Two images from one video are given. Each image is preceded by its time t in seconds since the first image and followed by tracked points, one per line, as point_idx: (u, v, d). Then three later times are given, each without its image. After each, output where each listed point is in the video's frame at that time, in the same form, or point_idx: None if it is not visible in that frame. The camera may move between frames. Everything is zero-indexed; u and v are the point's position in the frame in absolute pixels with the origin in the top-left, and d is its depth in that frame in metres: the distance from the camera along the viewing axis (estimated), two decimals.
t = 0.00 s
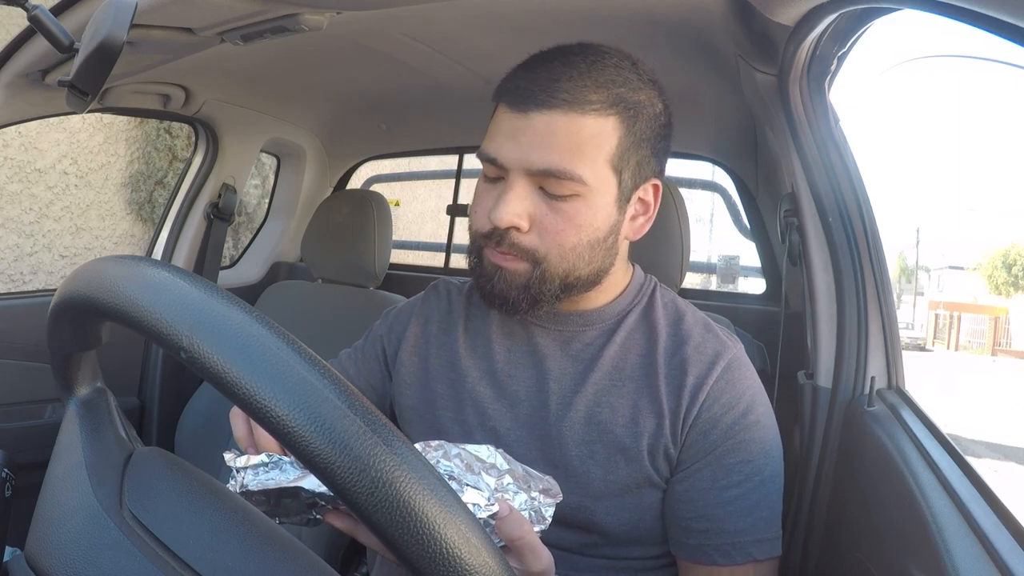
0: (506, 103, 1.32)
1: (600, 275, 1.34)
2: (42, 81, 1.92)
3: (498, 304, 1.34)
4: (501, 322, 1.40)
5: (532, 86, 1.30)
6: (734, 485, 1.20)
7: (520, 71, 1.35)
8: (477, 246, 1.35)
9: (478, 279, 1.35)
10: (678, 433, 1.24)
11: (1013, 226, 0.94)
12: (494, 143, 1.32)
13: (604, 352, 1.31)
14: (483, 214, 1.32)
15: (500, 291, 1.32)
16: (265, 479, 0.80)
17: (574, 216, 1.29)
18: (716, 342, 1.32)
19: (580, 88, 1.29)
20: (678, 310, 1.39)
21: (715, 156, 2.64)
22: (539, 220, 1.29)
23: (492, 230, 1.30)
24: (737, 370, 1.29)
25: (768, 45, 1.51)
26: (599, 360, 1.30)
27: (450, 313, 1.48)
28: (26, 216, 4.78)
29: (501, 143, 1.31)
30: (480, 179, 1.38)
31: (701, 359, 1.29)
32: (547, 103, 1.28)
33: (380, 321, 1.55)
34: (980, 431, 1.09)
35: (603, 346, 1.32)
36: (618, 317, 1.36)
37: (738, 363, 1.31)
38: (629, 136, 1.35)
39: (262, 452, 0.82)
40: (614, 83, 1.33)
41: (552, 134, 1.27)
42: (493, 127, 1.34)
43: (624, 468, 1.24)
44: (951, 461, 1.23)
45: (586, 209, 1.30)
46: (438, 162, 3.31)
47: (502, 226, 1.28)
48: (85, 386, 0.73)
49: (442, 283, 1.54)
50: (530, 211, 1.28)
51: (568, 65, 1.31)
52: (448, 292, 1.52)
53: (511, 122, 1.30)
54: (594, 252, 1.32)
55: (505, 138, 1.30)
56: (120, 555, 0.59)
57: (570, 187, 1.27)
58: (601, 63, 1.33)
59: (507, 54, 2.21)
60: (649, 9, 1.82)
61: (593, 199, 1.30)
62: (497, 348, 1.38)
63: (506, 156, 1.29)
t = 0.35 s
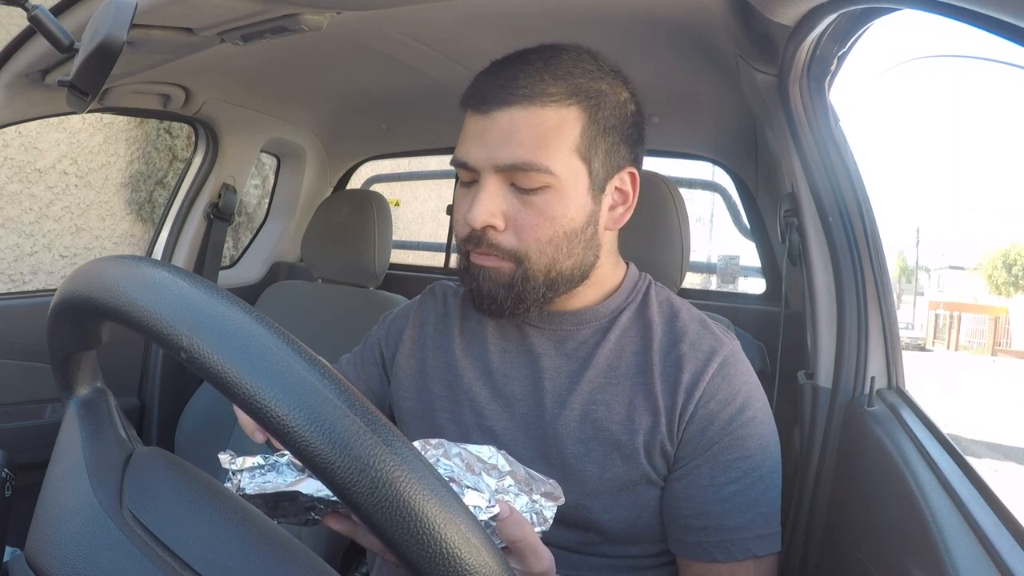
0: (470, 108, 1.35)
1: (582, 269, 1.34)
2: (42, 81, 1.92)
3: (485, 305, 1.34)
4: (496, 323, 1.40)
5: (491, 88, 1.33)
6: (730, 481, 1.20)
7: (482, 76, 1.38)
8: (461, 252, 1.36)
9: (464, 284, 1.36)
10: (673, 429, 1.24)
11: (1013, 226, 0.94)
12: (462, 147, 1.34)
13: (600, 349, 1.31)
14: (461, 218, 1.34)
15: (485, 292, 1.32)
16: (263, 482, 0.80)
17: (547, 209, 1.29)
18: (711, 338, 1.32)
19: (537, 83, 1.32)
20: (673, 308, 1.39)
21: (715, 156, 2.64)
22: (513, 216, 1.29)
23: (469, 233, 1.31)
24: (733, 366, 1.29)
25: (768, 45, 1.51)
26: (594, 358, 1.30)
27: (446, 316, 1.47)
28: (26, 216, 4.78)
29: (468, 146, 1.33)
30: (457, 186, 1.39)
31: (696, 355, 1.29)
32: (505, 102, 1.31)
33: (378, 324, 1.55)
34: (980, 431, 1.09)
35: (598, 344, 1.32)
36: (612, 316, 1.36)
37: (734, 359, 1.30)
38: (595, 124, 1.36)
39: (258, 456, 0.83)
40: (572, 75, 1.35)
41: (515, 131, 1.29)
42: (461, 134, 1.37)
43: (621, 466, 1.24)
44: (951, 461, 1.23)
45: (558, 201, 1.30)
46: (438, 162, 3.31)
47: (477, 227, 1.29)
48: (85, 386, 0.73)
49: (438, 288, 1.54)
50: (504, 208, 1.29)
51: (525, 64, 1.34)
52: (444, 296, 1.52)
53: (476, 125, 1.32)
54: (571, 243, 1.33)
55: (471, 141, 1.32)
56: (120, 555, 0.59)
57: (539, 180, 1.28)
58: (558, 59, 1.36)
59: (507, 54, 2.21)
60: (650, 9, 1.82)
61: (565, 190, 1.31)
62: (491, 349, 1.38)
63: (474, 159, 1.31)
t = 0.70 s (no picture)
0: (491, 104, 1.34)
1: (596, 270, 1.34)
2: (42, 81, 1.92)
3: (497, 303, 1.34)
4: (501, 322, 1.41)
5: (516, 84, 1.32)
6: (733, 483, 1.20)
7: (503, 72, 1.37)
8: (473, 248, 1.35)
9: (476, 281, 1.36)
10: (678, 430, 1.24)
11: (1013, 225, 0.94)
12: (482, 143, 1.33)
13: (605, 351, 1.31)
14: (477, 214, 1.33)
15: (497, 290, 1.32)
16: (263, 473, 0.79)
17: (566, 209, 1.29)
18: (716, 341, 1.32)
19: (562, 82, 1.32)
20: (678, 310, 1.39)
21: (715, 156, 2.64)
22: (531, 215, 1.29)
23: (486, 229, 1.31)
24: (738, 369, 1.29)
25: (768, 45, 1.51)
26: (599, 359, 1.30)
27: (452, 313, 1.48)
28: (26, 216, 4.79)
29: (488, 142, 1.32)
30: (472, 181, 1.39)
31: (701, 358, 1.29)
32: (529, 99, 1.30)
33: (384, 319, 1.56)
34: (980, 431, 1.09)
35: (604, 346, 1.32)
36: (618, 317, 1.36)
37: (739, 362, 1.31)
38: (615, 127, 1.36)
39: (257, 444, 0.82)
40: (595, 77, 1.35)
41: (537, 129, 1.29)
42: (480, 128, 1.36)
43: (623, 467, 1.24)
44: (952, 462, 1.23)
45: (577, 201, 1.30)
46: (438, 162, 3.31)
47: (494, 224, 1.29)
48: (85, 386, 0.73)
49: (443, 283, 1.55)
50: (522, 207, 1.29)
51: (549, 62, 1.34)
52: (450, 292, 1.52)
53: (497, 121, 1.32)
54: (587, 244, 1.33)
55: (492, 137, 1.32)
56: (120, 555, 0.59)
57: (559, 179, 1.28)
58: (581, 59, 1.36)
59: (506, 54, 2.21)
60: (649, 9, 1.82)
61: (584, 191, 1.31)
62: (497, 347, 1.38)
63: (494, 155, 1.31)
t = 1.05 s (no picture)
0: (489, 106, 1.34)
1: (598, 271, 1.34)
2: (42, 81, 1.92)
3: (502, 308, 1.33)
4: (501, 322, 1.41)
5: (513, 86, 1.33)
6: (731, 482, 1.20)
7: (500, 74, 1.38)
8: (478, 255, 1.35)
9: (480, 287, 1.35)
10: (677, 430, 1.24)
11: (1013, 225, 0.94)
12: (481, 146, 1.33)
13: (604, 351, 1.31)
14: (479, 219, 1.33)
15: (503, 296, 1.31)
16: (258, 477, 0.79)
17: (567, 210, 1.29)
18: (715, 340, 1.32)
19: (559, 82, 1.32)
20: (678, 309, 1.39)
21: (715, 156, 2.64)
22: (533, 218, 1.29)
23: (489, 234, 1.31)
24: (737, 368, 1.29)
25: (768, 45, 1.51)
26: (599, 359, 1.31)
27: (450, 313, 1.48)
28: (26, 216, 4.79)
29: (487, 144, 1.32)
30: (472, 185, 1.39)
31: (700, 357, 1.29)
32: (527, 102, 1.30)
33: (381, 320, 1.56)
34: (980, 431, 1.09)
35: (603, 346, 1.32)
36: (617, 317, 1.36)
37: (738, 361, 1.31)
38: (613, 126, 1.36)
39: (248, 451, 0.82)
40: (593, 76, 1.36)
41: (537, 130, 1.29)
42: (478, 133, 1.36)
43: (623, 467, 1.24)
44: (952, 462, 1.23)
45: (578, 203, 1.30)
46: (438, 162, 3.31)
47: (497, 227, 1.28)
48: (85, 386, 0.73)
49: (441, 283, 1.55)
50: (524, 209, 1.29)
51: (547, 63, 1.34)
52: (448, 292, 1.52)
53: (496, 123, 1.32)
54: (589, 245, 1.33)
55: (492, 139, 1.32)
56: (120, 555, 0.59)
57: (560, 181, 1.28)
58: (579, 58, 1.36)
59: (507, 54, 2.21)
60: (649, 9, 1.82)
61: (585, 192, 1.31)
62: (497, 348, 1.38)
63: (495, 158, 1.31)
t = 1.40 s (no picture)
0: (454, 121, 1.36)
1: (588, 260, 1.35)
2: (42, 81, 1.92)
3: (498, 307, 1.33)
4: (499, 320, 1.41)
5: (472, 96, 1.35)
6: (727, 474, 1.20)
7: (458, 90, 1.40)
8: (467, 259, 1.36)
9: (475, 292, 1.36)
10: (672, 422, 1.24)
11: (1013, 226, 0.94)
12: (453, 158, 1.35)
13: (599, 346, 1.31)
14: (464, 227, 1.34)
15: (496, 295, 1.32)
16: (244, 485, 0.76)
17: (548, 201, 1.30)
18: (710, 333, 1.32)
19: (516, 83, 1.34)
20: (673, 304, 1.39)
21: (715, 156, 2.64)
22: (516, 214, 1.30)
23: (475, 238, 1.32)
24: (732, 359, 1.29)
25: (768, 45, 1.51)
26: (594, 354, 1.31)
27: (449, 315, 1.48)
28: (26, 216, 4.79)
29: (458, 155, 1.33)
30: (453, 200, 1.40)
31: (695, 349, 1.29)
32: (487, 107, 1.32)
33: (380, 328, 1.55)
34: (980, 431, 1.09)
35: (598, 341, 1.33)
36: (612, 311, 1.36)
37: (733, 353, 1.31)
38: (577, 114, 1.37)
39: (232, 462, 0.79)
40: (548, 72, 1.37)
41: (503, 131, 1.30)
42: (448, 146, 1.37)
43: (620, 461, 1.24)
44: (951, 461, 1.23)
45: (557, 192, 1.31)
46: (438, 161, 3.30)
47: (481, 230, 1.29)
48: (85, 386, 0.73)
49: (439, 286, 1.56)
50: (506, 208, 1.30)
51: (501, 69, 1.36)
52: (446, 294, 1.53)
53: (463, 134, 1.33)
54: (575, 230, 1.34)
55: (461, 150, 1.33)
56: (120, 555, 0.59)
57: (534, 174, 1.29)
58: (531, 59, 1.38)
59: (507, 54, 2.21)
60: (649, 10, 1.82)
61: (561, 180, 1.32)
62: (493, 346, 1.38)
63: (468, 167, 1.32)
